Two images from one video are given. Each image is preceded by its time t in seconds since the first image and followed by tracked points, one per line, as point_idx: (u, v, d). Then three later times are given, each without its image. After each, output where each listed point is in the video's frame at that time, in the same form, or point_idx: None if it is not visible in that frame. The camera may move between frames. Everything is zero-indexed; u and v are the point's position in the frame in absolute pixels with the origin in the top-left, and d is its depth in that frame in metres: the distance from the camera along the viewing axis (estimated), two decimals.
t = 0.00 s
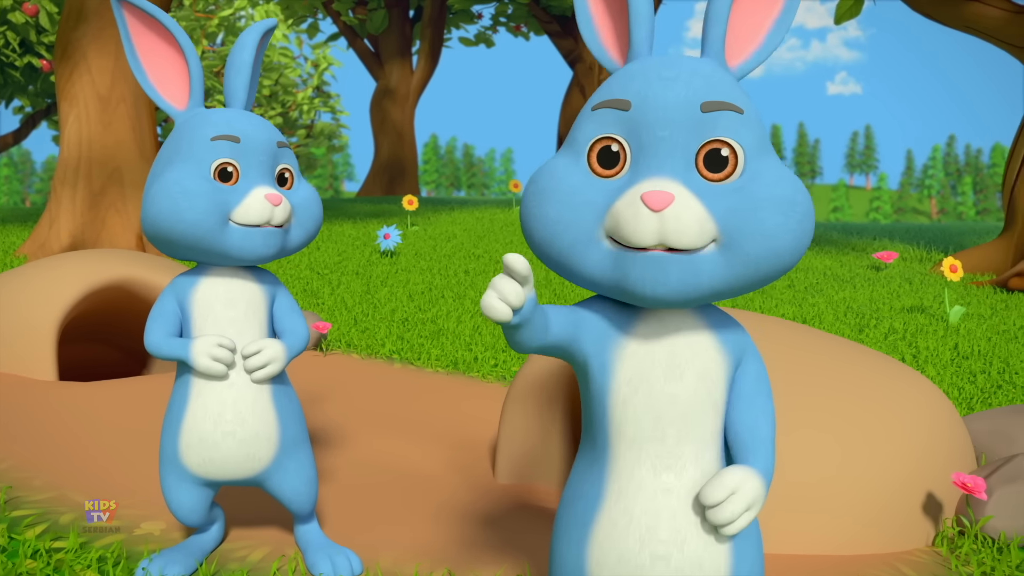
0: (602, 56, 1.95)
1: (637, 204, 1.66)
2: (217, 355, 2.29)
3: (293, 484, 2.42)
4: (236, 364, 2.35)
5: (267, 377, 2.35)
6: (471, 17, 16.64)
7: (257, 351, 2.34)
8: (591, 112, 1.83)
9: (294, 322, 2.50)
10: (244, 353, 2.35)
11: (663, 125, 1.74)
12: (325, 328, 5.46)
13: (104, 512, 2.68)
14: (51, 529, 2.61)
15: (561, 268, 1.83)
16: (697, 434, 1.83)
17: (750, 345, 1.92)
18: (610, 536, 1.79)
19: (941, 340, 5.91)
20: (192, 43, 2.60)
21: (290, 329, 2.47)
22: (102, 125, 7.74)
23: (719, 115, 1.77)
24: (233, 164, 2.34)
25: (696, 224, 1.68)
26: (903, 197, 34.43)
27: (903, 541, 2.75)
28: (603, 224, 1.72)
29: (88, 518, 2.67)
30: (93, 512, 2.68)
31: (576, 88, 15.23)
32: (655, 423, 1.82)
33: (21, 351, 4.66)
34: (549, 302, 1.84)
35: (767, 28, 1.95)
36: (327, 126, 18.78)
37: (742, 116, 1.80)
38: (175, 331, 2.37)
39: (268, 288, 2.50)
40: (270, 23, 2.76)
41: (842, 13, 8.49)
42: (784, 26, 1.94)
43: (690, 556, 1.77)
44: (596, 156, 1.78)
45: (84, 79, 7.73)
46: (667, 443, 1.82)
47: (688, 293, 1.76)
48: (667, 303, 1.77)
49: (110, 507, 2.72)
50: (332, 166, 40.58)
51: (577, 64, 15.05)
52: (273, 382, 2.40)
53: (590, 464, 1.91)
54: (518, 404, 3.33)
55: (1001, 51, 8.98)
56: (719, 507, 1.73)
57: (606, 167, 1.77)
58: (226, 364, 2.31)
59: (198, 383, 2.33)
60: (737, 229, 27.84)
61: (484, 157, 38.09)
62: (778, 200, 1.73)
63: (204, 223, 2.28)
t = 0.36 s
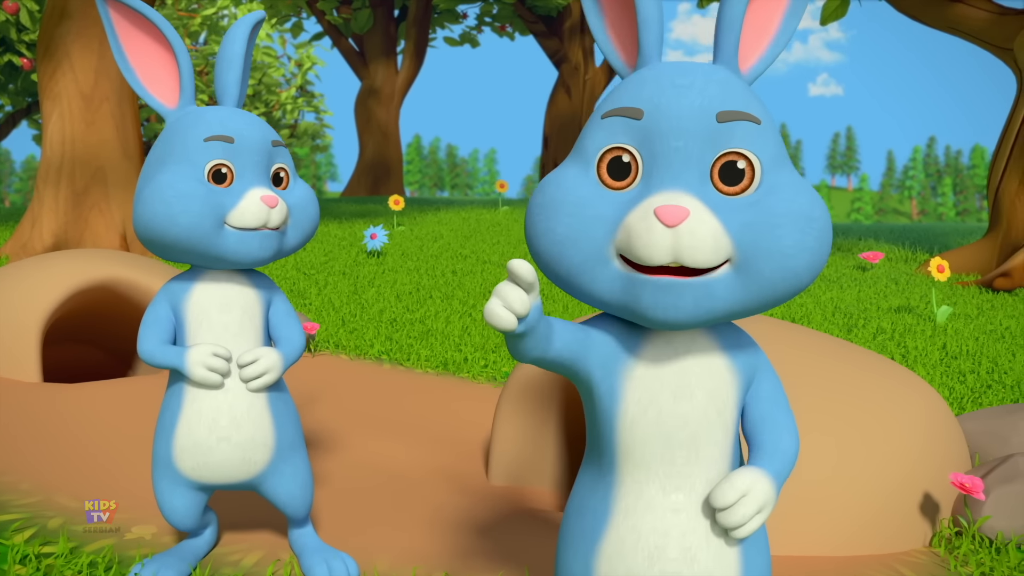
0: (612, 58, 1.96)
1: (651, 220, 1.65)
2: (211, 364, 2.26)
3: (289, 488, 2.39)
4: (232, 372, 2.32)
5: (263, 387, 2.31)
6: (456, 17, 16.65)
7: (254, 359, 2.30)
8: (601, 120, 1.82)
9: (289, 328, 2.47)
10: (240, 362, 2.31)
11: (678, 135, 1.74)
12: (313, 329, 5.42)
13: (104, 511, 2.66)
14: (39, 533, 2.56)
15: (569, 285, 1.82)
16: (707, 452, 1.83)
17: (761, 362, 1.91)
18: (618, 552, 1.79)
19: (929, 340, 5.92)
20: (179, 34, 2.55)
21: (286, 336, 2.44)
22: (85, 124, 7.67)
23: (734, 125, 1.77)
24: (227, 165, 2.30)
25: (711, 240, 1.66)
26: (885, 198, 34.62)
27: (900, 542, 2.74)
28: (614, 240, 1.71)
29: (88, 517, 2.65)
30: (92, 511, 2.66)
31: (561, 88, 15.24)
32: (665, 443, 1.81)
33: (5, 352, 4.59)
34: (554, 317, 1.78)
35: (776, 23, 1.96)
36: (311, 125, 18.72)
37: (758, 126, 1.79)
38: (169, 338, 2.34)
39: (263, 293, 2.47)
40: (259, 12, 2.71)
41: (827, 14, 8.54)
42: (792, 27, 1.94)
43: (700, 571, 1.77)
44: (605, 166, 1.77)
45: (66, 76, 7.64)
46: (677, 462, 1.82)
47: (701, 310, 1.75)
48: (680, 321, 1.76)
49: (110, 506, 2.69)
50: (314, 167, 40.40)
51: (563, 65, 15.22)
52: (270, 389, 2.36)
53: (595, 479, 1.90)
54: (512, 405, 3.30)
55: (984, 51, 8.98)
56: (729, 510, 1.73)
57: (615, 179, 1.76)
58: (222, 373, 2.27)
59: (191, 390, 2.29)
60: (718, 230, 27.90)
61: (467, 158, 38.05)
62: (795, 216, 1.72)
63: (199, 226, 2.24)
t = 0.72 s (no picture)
0: (654, 67, 2.00)
1: (690, 213, 1.67)
2: (215, 383, 2.23)
3: (294, 496, 2.37)
4: (235, 389, 2.28)
5: (268, 404, 2.28)
6: (443, 17, 16.62)
7: (258, 377, 2.27)
8: (644, 120, 1.84)
9: (298, 341, 2.40)
10: (245, 379, 2.28)
11: (717, 136, 1.75)
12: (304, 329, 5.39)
13: (103, 512, 2.65)
14: (29, 537, 2.52)
15: (606, 276, 1.83)
16: (716, 413, 1.84)
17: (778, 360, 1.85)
18: (632, 514, 1.81)
19: (919, 340, 5.94)
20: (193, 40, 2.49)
21: (292, 350, 2.39)
22: (70, 123, 7.61)
23: (769, 129, 1.79)
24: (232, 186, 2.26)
25: (746, 235, 1.68)
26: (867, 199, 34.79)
27: (898, 543, 2.73)
28: (652, 233, 1.72)
29: (88, 517, 2.64)
30: (92, 511, 2.65)
31: (548, 88, 15.25)
32: (672, 406, 1.84)
33: None
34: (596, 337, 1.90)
35: (797, 50, 1.99)
36: (295, 125, 18.63)
37: (792, 132, 1.81)
38: (173, 351, 2.30)
39: (270, 308, 2.40)
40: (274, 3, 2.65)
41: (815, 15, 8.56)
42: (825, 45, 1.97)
43: (715, 527, 1.78)
44: (647, 164, 1.79)
45: (50, 75, 7.55)
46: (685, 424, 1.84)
47: (734, 303, 1.76)
48: (714, 313, 1.77)
49: (109, 507, 2.68)
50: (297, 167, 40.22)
51: (549, 65, 15.21)
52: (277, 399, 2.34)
53: (610, 456, 1.92)
54: (506, 408, 3.28)
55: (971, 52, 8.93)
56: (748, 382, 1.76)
57: (657, 175, 1.78)
58: (225, 391, 2.25)
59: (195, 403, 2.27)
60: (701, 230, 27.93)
61: (452, 158, 37.99)
62: (827, 216, 1.74)
63: (199, 250, 2.22)
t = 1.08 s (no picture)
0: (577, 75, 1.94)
1: (629, 218, 1.63)
2: (232, 364, 2.24)
3: (308, 500, 2.37)
4: (252, 373, 2.30)
5: (285, 390, 2.29)
6: (428, 16, 16.58)
7: (275, 363, 2.27)
8: (575, 135, 1.80)
9: (321, 335, 2.40)
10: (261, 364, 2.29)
11: (645, 138, 1.71)
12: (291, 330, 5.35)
13: (102, 513, 2.64)
14: (18, 542, 2.48)
15: (562, 294, 1.77)
16: (703, 414, 1.83)
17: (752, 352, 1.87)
18: (621, 509, 1.78)
19: (907, 340, 5.95)
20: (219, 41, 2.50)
21: (316, 342, 2.38)
22: (53, 121, 7.52)
23: (696, 125, 1.75)
24: (245, 162, 2.28)
25: (687, 230, 1.64)
26: (849, 199, 34.95)
27: (896, 543, 2.73)
28: (596, 242, 1.68)
29: (88, 518, 2.64)
30: (92, 512, 2.65)
31: (534, 88, 15.24)
32: (661, 404, 1.82)
33: None
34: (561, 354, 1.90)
35: (731, 40, 1.92)
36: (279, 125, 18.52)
37: (719, 124, 1.77)
38: (198, 336, 2.33)
39: (296, 297, 2.42)
40: None
41: (801, 16, 8.58)
42: (753, 32, 1.91)
43: (703, 528, 1.76)
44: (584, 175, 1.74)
45: (34, 73, 7.46)
46: (672, 424, 1.82)
47: (687, 297, 1.69)
48: (671, 311, 1.71)
49: (110, 507, 2.68)
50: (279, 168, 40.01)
51: (535, 65, 15.19)
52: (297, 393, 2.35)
53: (599, 455, 1.89)
54: (502, 408, 3.25)
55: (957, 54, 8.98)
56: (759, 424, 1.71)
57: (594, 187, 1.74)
58: (241, 373, 2.26)
59: (217, 392, 2.29)
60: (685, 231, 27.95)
61: (435, 159, 37.90)
62: (763, 198, 1.69)
63: (205, 221, 2.23)
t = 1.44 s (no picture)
0: (642, 65, 1.90)
1: (702, 229, 1.62)
2: (228, 356, 2.22)
3: (304, 502, 2.34)
4: (248, 367, 2.28)
5: (282, 383, 2.26)
6: (413, 16, 16.53)
7: (270, 355, 2.25)
8: (649, 129, 1.77)
9: (318, 328, 2.37)
10: (257, 357, 2.27)
11: (726, 147, 1.70)
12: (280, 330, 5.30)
13: (103, 513, 2.63)
14: (8, 547, 2.43)
15: (613, 287, 1.77)
16: (728, 420, 1.81)
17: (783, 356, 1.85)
18: (644, 523, 1.77)
19: (896, 340, 5.96)
20: (230, 35, 2.51)
21: (312, 336, 2.36)
22: (36, 120, 7.43)
23: (779, 137, 1.73)
24: (241, 155, 2.25)
25: (759, 249, 1.64)
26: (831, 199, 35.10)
27: (895, 543, 2.72)
28: (662, 246, 1.67)
29: (88, 518, 2.62)
30: (91, 511, 2.63)
31: (519, 88, 15.23)
32: (684, 413, 1.80)
33: None
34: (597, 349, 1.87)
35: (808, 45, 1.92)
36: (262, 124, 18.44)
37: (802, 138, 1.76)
38: (193, 329, 2.30)
39: (291, 291, 2.39)
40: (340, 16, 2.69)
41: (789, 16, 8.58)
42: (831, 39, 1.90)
43: (730, 536, 1.75)
44: (653, 176, 1.73)
45: (15, 71, 7.31)
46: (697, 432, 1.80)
47: (750, 310, 1.71)
48: (726, 320, 1.72)
49: (110, 507, 2.66)
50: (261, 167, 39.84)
51: (520, 64, 15.17)
52: (293, 387, 2.33)
53: (617, 465, 1.88)
54: (497, 408, 3.23)
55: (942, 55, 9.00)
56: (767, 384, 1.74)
57: (663, 188, 1.72)
58: (237, 365, 2.23)
59: (212, 386, 2.27)
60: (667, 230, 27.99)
61: (419, 159, 37.80)
62: (840, 224, 1.70)
63: (201, 213, 2.19)
